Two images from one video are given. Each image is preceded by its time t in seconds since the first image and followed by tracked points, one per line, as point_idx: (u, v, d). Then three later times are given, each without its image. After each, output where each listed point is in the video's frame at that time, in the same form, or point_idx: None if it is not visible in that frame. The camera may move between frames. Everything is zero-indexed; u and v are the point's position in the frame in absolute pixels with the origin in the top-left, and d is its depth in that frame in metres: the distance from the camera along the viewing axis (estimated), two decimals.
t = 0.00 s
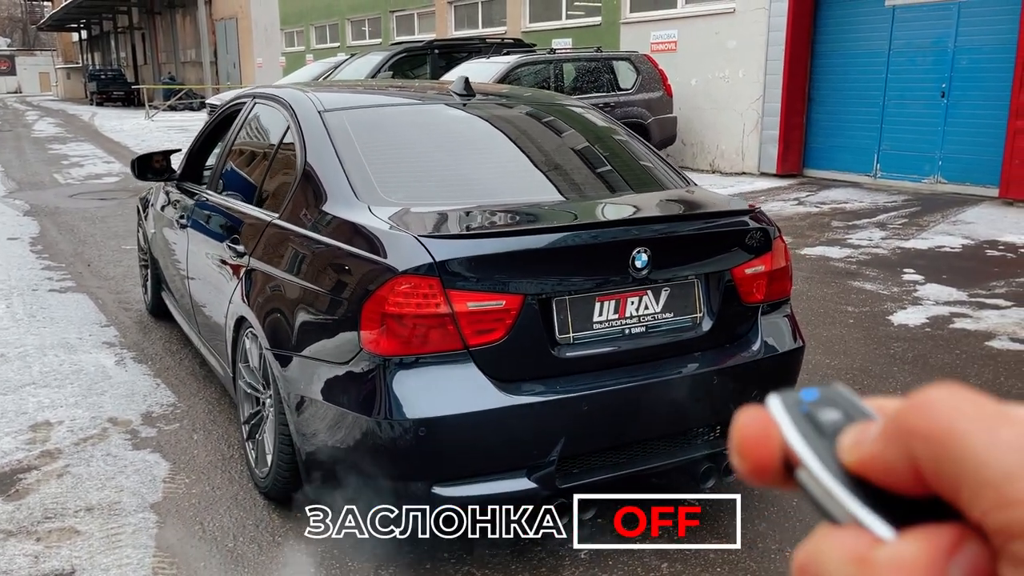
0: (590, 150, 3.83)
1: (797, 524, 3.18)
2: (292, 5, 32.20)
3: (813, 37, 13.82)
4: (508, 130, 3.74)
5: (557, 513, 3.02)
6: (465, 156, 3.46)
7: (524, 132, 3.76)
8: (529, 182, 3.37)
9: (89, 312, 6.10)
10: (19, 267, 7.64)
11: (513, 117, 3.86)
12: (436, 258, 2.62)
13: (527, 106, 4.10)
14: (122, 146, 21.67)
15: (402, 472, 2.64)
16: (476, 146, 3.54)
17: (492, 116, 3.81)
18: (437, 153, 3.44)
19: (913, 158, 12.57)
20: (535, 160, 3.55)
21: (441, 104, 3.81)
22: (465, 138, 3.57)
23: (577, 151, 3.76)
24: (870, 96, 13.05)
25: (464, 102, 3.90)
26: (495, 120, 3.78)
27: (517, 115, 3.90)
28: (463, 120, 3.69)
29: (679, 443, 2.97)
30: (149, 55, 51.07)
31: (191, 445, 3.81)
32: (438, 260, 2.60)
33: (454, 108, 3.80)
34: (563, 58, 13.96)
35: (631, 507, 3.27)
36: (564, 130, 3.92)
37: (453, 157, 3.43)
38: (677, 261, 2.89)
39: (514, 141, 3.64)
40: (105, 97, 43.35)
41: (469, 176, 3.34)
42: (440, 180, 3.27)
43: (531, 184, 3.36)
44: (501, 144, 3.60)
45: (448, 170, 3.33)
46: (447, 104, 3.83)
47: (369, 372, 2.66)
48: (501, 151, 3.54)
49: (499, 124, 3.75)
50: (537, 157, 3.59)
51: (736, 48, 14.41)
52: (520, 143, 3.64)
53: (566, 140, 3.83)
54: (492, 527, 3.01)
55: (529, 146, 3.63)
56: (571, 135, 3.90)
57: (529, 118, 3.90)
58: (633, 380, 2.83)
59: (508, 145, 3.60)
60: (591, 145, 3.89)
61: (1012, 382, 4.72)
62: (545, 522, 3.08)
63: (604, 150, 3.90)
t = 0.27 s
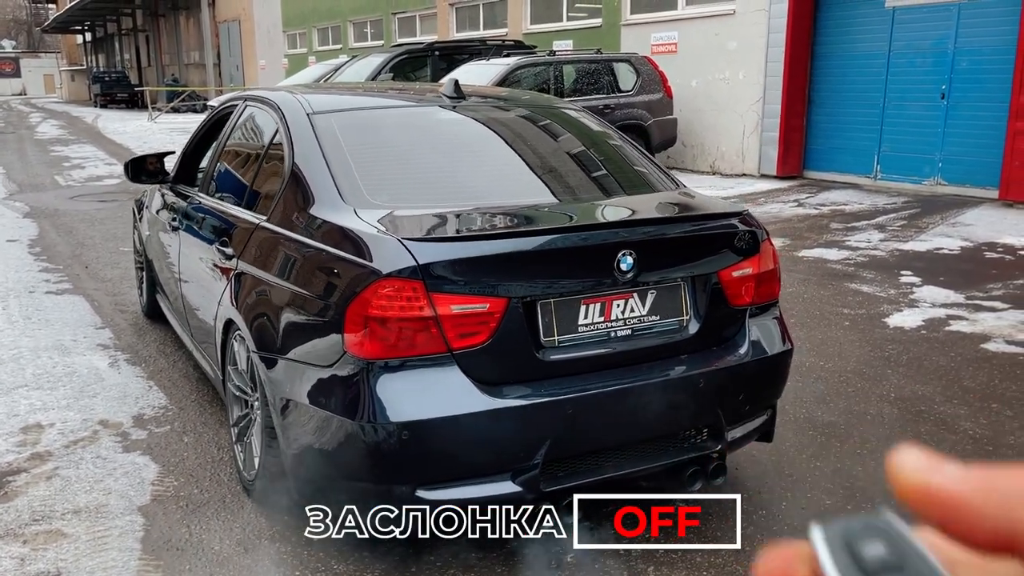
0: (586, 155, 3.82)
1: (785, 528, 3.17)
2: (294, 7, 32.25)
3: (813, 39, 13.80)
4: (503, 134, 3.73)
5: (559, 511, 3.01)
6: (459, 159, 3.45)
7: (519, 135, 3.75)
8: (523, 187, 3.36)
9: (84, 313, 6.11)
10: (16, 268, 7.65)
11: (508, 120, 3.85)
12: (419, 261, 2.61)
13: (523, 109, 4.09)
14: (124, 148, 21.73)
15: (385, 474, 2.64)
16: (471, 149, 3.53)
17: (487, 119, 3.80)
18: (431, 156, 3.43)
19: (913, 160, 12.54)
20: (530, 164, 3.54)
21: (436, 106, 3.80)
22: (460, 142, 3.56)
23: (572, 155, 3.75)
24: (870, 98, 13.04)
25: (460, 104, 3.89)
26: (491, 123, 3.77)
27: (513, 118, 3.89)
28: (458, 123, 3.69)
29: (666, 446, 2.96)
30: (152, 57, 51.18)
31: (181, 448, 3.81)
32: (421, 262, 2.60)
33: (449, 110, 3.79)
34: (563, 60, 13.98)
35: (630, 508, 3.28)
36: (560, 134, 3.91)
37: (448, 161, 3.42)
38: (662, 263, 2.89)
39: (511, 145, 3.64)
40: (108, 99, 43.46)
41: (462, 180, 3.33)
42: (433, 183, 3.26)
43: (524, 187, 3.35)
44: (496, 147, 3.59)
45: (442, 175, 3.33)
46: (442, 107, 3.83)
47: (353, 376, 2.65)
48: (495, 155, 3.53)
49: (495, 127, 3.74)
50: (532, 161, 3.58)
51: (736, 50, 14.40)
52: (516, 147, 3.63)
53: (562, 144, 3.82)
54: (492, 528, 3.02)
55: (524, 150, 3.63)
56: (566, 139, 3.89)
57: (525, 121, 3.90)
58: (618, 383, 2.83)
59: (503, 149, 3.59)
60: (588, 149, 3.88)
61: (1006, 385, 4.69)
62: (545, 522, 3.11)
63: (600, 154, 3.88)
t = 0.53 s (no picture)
0: (585, 159, 3.80)
1: (776, 533, 3.14)
2: (301, 9, 32.35)
3: (818, 40, 13.74)
4: (503, 137, 3.72)
5: (554, 512, 2.93)
6: (457, 163, 3.44)
7: (520, 139, 3.74)
8: (518, 190, 3.34)
9: (84, 314, 6.13)
10: (19, 269, 7.69)
11: (508, 124, 3.84)
12: (404, 264, 2.60)
13: (523, 112, 4.08)
14: (131, 149, 21.83)
15: (370, 477, 2.63)
16: (468, 153, 3.51)
17: (487, 122, 3.79)
18: (429, 160, 3.42)
19: (918, 162, 12.49)
20: (529, 168, 3.52)
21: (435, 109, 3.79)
22: (458, 145, 3.55)
23: (572, 159, 3.74)
24: (875, 100, 12.99)
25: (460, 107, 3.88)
26: (491, 126, 3.76)
27: (514, 122, 3.88)
28: (457, 126, 3.68)
29: (655, 450, 2.94)
30: (161, 59, 51.42)
31: (173, 449, 3.81)
32: (406, 265, 2.58)
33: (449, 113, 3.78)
34: (567, 62, 13.98)
35: (631, 508, 3.28)
36: (560, 138, 3.89)
37: (445, 164, 3.41)
38: (651, 266, 2.87)
39: (511, 149, 3.62)
40: (117, 101, 43.68)
41: (458, 184, 3.31)
42: (428, 187, 3.25)
43: (521, 191, 3.33)
44: (496, 152, 3.58)
45: (439, 178, 3.31)
46: (441, 109, 3.82)
47: (338, 379, 2.64)
48: (495, 159, 3.52)
49: (495, 130, 3.73)
50: (533, 166, 3.56)
51: (741, 52, 14.36)
52: (516, 151, 3.62)
53: (562, 148, 3.80)
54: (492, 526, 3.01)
55: (524, 154, 3.62)
56: (566, 143, 3.87)
57: (526, 125, 3.89)
58: (605, 386, 2.81)
59: (503, 153, 3.58)
60: (588, 154, 3.86)
61: (1005, 388, 4.66)
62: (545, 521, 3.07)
63: (599, 159, 3.86)
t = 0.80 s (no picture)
0: (587, 160, 3.76)
1: (767, 535, 3.11)
2: (313, 11, 32.48)
3: (827, 40, 13.66)
4: (505, 136, 3.68)
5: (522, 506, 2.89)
6: (455, 161, 3.40)
7: (522, 138, 3.70)
8: (514, 189, 3.31)
9: (86, 313, 6.15)
10: (25, 268, 7.73)
11: (511, 123, 3.81)
12: (388, 261, 2.58)
13: (526, 113, 4.04)
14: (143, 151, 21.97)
15: (354, 476, 2.62)
16: (467, 152, 3.48)
17: (490, 121, 3.75)
18: (427, 159, 3.38)
19: (929, 163, 12.39)
20: (529, 167, 3.48)
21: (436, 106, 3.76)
22: (457, 144, 3.52)
23: (575, 159, 3.70)
24: (884, 100, 12.90)
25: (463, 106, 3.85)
26: (494, 125, 3.72)
27: (516, 121, 3.85)
28: (458, 125, 3.65)
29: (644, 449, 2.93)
30: (175, 61, 51.75)
31: (166, 447, 3.81)
32: (389, 261, 2.57)
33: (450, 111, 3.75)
34: (575, 62, 13.95)
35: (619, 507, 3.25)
36: (562, 139, 3.86)
37: (443, 163, 3.38)
38: (640, 264, 2.84)
39: (512, 149, 3.58)
40: (131, 103, 44.00)
41: (456, 182, 3.28)
42: (424, 185, 3.21)
43: (518, 190, 3.30)
44: (498, 150, 3.54)
45: (436, 176, 3.28)
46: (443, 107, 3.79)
47: (322, 377, 2.63)
48: (495, 158, 3.48)
49: (497, 129, 3.69)
50: (534, 166, 3.51)
51: (749, 52, 14.29)
52: (518, 151, 3.58)
53: (564, 149, 3.76)
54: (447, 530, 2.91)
55: (527, 153, 3.58)
56: (568, 144, 3.83)
57: (527, 125, 3.85)
58: (591, 385, 2.79)
59: (504, 152, 3.54)
60: (590, 155, 3.82)
61: (1007, 390, 4.60)
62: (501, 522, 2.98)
63: (600, 160, 3.83)
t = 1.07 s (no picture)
0: (595, 159, 3.73)
1: (765, 534, 3.07)
2: (331, 12, 32.62)
3: (843, 38, 13.53)
4: (515, 136, 3.66)
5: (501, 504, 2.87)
6: (462, 160, 3.38)
7: (530, 137, 3.68)
8: (515, 186, 3.28)
9: (95, 309, 6.19)
10: (37, 265, 7.79)
11: (520, 123, 3.78)
12: (377, 254, 2.55)
13: (534, 111, 4.02)
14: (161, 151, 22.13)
15: (342, 471, 2.60)
16: (473, 151, 3.45)
17: (499, 120, 3.73)
18: (433, 156, 3.36)
19: (946, 162, 12.25)
20: (537, 166, 3.46)
21: (444, 104, 3.74)
22: (462, 141, 3.49)
23: (583, 158, 3.67)
24: (901, 99, 12.76)
25: (472, 104, 3.83)
26: (504, 124, 3.70)
27: (525, 120, 3.82)
28: (466, 123, 3.63)
29: (635, 445, 2.89)
30: (195, 63, 52.13)
31: (164, 442, 3.81)
32: (378, 255, 2.54)
33: (458, 109, 3.73)
34: (588, 61, 13.90)
35: (612, 506, 3.21)
36: (571, 138, 3.83)
37: (448, 160, 3.35)
38: (633, 258, 2.80)
39: (522, 148, 3.56)
40: (152, 104, 44.38)
41: (457, 178, 3.26)
42: (426, 182, 3.19)
43: (519, 187, 3.27)
44: (506, 149, 3.52)
45: (440, 174, 3.26)
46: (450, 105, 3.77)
47: (311, 371, 2.61)
48: (502, 156, 3.46)
49: (506, 129, 3.67)
50: (541, 164, 3.49)
51: (764, 51, 14.19)
52: (527, 150, 3.56)
53: (572, 147, 3.73)
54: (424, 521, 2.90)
55: (537, 153, 3.55)
56: (577, 143, 3.80)
57: (536, 124, 3.84)
58: (583, 381, 2.76)
59: (513, 151, 3.52)
60: (598, 154, 3.79)
61: (1018, 391, 4.52)
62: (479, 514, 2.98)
63: (608, 160, 3.79)
